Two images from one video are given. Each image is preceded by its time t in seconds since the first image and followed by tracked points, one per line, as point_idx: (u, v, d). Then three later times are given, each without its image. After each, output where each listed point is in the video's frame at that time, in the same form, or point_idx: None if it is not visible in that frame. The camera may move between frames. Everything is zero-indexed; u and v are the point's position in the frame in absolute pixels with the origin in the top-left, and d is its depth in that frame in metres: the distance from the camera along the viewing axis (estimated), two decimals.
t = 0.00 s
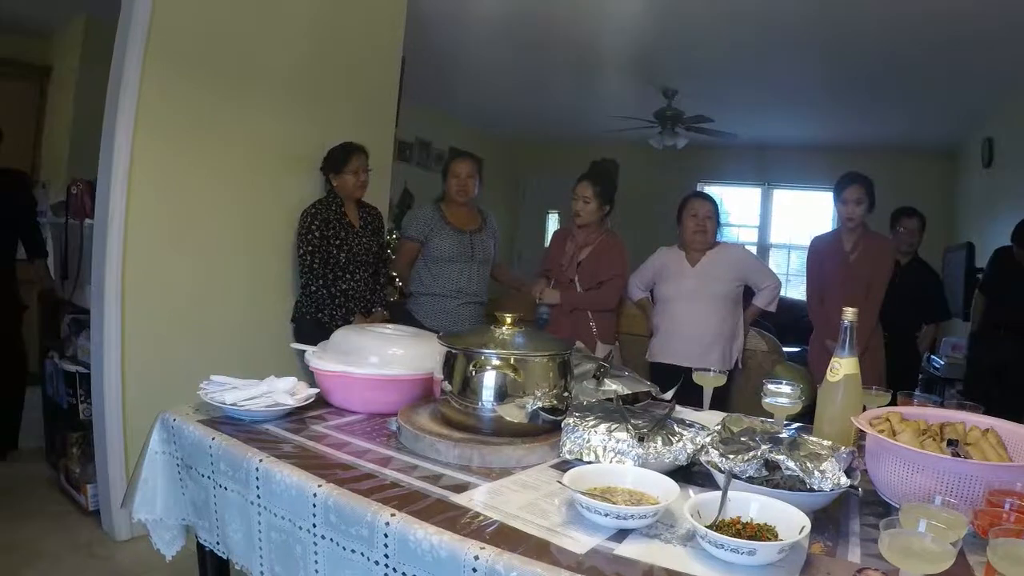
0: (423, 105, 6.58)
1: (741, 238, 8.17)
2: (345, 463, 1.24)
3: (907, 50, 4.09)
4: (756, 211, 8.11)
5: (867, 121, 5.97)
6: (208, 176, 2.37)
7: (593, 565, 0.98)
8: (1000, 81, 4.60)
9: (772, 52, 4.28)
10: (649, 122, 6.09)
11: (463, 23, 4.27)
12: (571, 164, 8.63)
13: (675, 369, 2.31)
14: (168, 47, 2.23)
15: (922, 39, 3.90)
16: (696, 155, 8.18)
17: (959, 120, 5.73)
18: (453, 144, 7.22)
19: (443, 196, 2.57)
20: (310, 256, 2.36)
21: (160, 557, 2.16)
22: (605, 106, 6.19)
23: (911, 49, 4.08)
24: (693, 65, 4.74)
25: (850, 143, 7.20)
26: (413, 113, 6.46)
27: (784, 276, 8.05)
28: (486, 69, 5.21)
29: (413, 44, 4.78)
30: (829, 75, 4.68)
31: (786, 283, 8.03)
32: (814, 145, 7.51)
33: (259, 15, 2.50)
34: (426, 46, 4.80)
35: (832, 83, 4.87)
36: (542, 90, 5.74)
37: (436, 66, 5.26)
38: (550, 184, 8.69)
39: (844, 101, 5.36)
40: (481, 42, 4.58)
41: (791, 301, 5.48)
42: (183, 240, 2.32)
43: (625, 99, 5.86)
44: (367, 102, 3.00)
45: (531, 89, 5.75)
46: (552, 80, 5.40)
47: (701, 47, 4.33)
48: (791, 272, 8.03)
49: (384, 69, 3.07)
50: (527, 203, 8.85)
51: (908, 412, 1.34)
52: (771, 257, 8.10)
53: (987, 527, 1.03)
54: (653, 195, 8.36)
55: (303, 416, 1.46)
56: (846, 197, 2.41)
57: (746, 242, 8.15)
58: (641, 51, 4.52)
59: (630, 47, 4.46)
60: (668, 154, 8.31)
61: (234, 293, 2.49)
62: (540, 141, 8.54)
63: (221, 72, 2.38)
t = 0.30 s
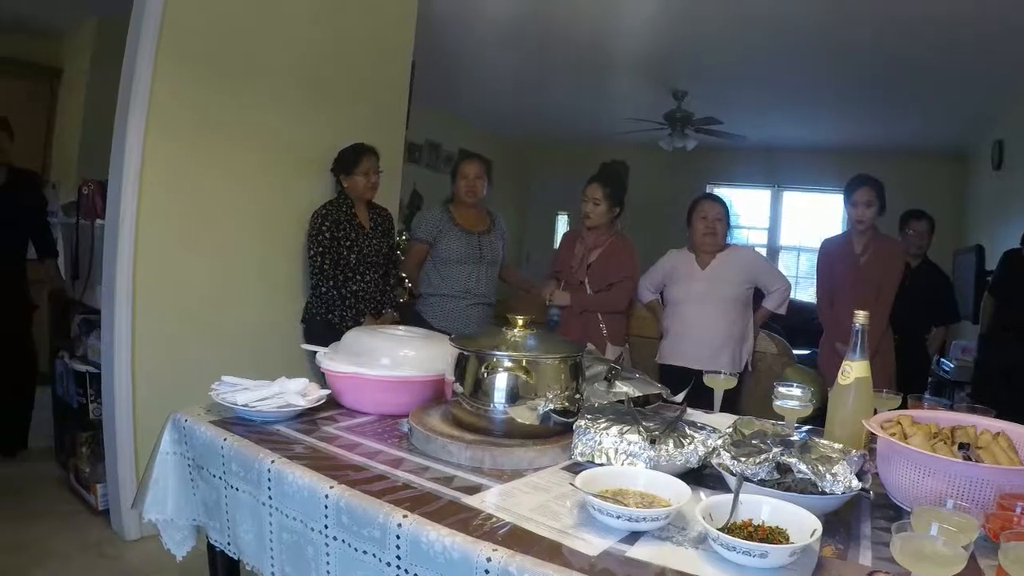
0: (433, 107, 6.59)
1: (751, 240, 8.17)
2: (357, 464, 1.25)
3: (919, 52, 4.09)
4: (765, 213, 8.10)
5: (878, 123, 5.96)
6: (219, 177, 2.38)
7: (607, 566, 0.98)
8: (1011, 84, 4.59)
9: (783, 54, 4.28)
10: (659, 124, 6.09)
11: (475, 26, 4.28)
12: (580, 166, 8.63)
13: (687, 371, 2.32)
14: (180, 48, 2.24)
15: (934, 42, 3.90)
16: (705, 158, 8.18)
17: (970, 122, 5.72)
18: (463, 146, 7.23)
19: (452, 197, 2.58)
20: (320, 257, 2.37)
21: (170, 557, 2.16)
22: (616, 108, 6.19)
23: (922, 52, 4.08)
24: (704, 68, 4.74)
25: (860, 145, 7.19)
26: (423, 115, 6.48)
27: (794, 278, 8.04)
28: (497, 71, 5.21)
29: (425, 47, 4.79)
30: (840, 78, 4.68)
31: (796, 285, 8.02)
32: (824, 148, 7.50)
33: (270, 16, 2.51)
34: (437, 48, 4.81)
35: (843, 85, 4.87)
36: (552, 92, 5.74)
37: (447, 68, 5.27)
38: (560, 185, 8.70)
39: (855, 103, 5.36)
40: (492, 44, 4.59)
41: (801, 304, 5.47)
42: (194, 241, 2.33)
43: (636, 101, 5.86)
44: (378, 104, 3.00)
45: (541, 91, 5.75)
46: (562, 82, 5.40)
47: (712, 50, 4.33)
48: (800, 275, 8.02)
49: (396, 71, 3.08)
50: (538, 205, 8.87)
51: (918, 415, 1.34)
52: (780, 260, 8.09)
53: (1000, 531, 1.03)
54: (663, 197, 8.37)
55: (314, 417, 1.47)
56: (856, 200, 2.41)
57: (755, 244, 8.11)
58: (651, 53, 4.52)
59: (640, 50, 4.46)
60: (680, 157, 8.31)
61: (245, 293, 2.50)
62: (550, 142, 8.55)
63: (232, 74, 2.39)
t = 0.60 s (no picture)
0: (442, 109, 6.61)
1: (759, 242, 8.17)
2: (366, 467, 1.25)
3: (930, 55, 4.07)
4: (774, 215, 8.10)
5: (887, 125, 5.96)
6: (227, 178, 2.38)
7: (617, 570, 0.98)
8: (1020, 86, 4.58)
9: (792, 57, 4.28)
10: (668, 127, 6.09)
11: (483, 28, 4.28)
12: (588, 168, 8.64)
13: (695, 374, 2.32)
14: (188, 50, 2.24)
15: (944, 44, 3.89)
16: (714, 160, 8.18)
17: (979, 125, 5.71)
18: (471, 148, 7.25)
19: (459, 200, 2.59)
20: (328, 259, 2.38)
21: (177, 558, 2.17)
22: (625, 110, 6.19)
23: (933, 54, 4.07)
24: (713, 70, 4.74)
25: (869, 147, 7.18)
26: (432, 117, 6.49)
27: (802, 281, 8.03)
28: (506, 73, 5.22)
29: (433, 49, 4.80)
30: (849, 80, 4.67)
31: (804, 287, 8.01)
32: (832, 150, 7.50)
33: (279, 18, 2.51)
34: (446, 50, 4.82)
35: (851, 88, 4.86)
36: (561, 94, 5.74)
37: (456, 70, 5.28)
38: (568, 187, 8.72)
39: (864, 106, 5.35)
40: (501, 46, 4.60)
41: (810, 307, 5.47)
42: (202, 241, 2.33)
43: (644, 103, 5.87)
44: (387, 106, 3.00)
45: (550, 94, 5.76)
46: (571, 84, 5.40)
47: (721, 52, 4.33)
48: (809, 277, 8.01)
49: (406, 73, 3.08)
50: (547, 206, 8.90)
51: (928, 419, 1.34)
52: (789, 262, 8.08)
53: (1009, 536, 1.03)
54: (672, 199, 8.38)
55: (323, 419, 1.47)
56: (865, 203, 2.40)
57: (763, 246, 8.11)
58: (659, 56, 4.53)
59: (648, 52, 4.47)
60: (688, 159, 8.30)
61: (253, 295, 2.50)
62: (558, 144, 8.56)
63: (241, 75, 2.40)
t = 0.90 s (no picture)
0: (448, 111, 6.62)
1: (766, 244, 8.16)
2: (375, 468, 1.25)
3: (939, 56, 4.07)
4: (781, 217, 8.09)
5: (894, 127, 5.95)
6: (236, 179, 2.39)
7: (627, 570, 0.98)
8: None
9: (800, 58, 4.28)
10: (675, 128, 6.09)
11: (491, 29, 4.29)
12: (594, 169, 8.64)
13: (703, 376, 2.32)
14: (196, 50, 2.25)
15: (953, 45, 3.89)
16: (720, 161, 8.19)
17: (986, 126, 5.70)
18: (478, 149, 7.26)
19: (465, 202, 2.60)
20: (336, 261, 2.38)
21: (184, 558, 2.17)
22: (632, 112, 6.19)
23: (941, 56, 4.07)
24: (721, 72, 4.74)
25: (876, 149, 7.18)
26: (439, 119, 6.51)
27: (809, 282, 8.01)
28: (514, 75, 5.23)
29: (440, 51, 4.81)
30: (855, 82, 4.68)
31: (811, 289, 8.00)
32: (838, 151, 7.49)
33: (286, 19, 2.52)
34: (454, 52, 4.82)
35: (858, 89, 4.86)
36: (569, 95, 5.75)
37: (463, 72, 5.29)
38: (575, 189, 8.72)
39: (872, 107, 5.35)
40: (508, 47, 4.60)
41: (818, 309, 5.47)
42: (210, 242, 2.34)
43: (651, 104, 5.87)
44: (396, 106, 3.01)
45: (558, 95, 5.76)
46: (579, 86, 5.41)
47: (731, 53, 4.32)
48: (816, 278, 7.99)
49: (414, 75, 3.08)
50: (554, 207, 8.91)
51: (936, 420, 1.33)
52: (796, 263, 8.05)
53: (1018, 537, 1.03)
54: (678, 200, 8.38)
55: (332, 421, 1.47)
56: (873, 204, 2.40)
57: (771, 248, 8.12)
58: (667, 57, 4.53)
59: (655, 54, 4.47)
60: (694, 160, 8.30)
61: (260, 297, 2.51)
62: (564, 145, 8.57)
63: (249, 77, 2.40)
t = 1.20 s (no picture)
0: (453, 113, 6.62)
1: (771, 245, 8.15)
2: (381, 470, 1.25)
3: (946, 57, 4.07)
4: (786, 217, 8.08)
5: (899, 128, 5.95)
6: (242, 181, 2.40)
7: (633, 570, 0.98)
8: None
9: (807, 59, 4.28)
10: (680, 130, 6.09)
11: (496, 31, 4.30)
12: (599, 170, 8.64)
13: (709, 377, 2.32)
14: (202, 53, 2.25)
15: (959, 46, 3.89)
16: (725, 162, 8.18)
17: (992, 126, 5.70)
18: (484, 151, 7.26)
19: (470, 204, 2.60)
20: (341, 262, 2.39)
21: (190, 560, 2.18)
22: (638, 113, 6.19)
23: (948, 57, 4.07)
24: (727, 73, 4.74)
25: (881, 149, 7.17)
26: (444, 121, 6.51)
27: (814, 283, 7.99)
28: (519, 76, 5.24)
29: (445, 53, 4.81)
30: (861, 83, 4.68)
31: (816, 290, 7.98)
32: (843, 151, 7.48)
33: (291, 21, 2.52)
34: (459, 54, 4.82)
35: (863, 90, 4.86)
36: (574, 96, 5.75)
37: (469, 74, 5.30)
38: (580, 190, 8.71)
39: (878, 108, 5.34)
40: (513, 49, 4.61)
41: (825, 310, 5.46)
42: (216, 244, 2.34)
43: (656, 106, 5.87)
44: (401, 107, 3.01)
45: (563, 96, 5.76)
46: (585, 87, 5.41)
47: (738, 55, 4.32)
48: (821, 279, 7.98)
49: (419, 77, 3.08)
50: (558, 209, 8.91)
51: (942, 421, 1.33)
52: (801, 264, 8.04)
53: None
54: (683, 201, 8.38)
55: (337, 422, 1.48)
56: (878, 205, 2.40)
57: (776, 249, 8.08)
58: (672, 59, 4.53)
59: (661, 55, 4.48)
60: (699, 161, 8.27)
61: (266, 298, 2.51)
62: (569, 147, 8.57)
63: (254, 79, 2.41)
